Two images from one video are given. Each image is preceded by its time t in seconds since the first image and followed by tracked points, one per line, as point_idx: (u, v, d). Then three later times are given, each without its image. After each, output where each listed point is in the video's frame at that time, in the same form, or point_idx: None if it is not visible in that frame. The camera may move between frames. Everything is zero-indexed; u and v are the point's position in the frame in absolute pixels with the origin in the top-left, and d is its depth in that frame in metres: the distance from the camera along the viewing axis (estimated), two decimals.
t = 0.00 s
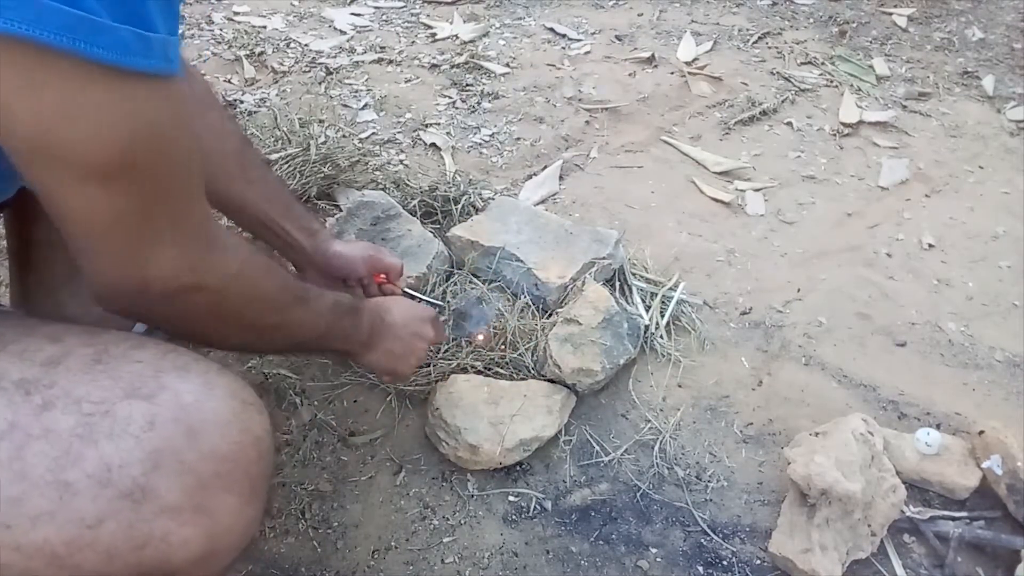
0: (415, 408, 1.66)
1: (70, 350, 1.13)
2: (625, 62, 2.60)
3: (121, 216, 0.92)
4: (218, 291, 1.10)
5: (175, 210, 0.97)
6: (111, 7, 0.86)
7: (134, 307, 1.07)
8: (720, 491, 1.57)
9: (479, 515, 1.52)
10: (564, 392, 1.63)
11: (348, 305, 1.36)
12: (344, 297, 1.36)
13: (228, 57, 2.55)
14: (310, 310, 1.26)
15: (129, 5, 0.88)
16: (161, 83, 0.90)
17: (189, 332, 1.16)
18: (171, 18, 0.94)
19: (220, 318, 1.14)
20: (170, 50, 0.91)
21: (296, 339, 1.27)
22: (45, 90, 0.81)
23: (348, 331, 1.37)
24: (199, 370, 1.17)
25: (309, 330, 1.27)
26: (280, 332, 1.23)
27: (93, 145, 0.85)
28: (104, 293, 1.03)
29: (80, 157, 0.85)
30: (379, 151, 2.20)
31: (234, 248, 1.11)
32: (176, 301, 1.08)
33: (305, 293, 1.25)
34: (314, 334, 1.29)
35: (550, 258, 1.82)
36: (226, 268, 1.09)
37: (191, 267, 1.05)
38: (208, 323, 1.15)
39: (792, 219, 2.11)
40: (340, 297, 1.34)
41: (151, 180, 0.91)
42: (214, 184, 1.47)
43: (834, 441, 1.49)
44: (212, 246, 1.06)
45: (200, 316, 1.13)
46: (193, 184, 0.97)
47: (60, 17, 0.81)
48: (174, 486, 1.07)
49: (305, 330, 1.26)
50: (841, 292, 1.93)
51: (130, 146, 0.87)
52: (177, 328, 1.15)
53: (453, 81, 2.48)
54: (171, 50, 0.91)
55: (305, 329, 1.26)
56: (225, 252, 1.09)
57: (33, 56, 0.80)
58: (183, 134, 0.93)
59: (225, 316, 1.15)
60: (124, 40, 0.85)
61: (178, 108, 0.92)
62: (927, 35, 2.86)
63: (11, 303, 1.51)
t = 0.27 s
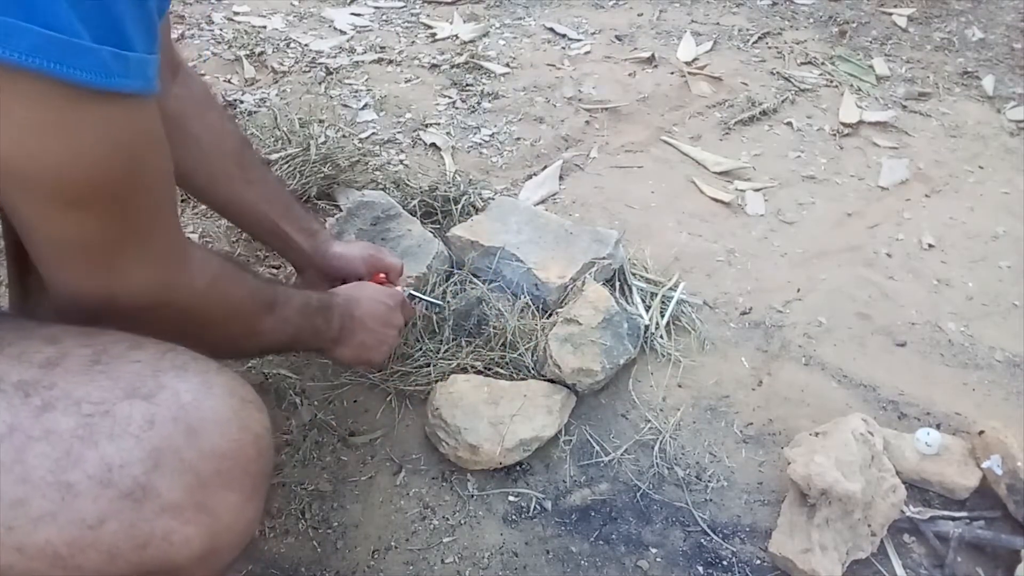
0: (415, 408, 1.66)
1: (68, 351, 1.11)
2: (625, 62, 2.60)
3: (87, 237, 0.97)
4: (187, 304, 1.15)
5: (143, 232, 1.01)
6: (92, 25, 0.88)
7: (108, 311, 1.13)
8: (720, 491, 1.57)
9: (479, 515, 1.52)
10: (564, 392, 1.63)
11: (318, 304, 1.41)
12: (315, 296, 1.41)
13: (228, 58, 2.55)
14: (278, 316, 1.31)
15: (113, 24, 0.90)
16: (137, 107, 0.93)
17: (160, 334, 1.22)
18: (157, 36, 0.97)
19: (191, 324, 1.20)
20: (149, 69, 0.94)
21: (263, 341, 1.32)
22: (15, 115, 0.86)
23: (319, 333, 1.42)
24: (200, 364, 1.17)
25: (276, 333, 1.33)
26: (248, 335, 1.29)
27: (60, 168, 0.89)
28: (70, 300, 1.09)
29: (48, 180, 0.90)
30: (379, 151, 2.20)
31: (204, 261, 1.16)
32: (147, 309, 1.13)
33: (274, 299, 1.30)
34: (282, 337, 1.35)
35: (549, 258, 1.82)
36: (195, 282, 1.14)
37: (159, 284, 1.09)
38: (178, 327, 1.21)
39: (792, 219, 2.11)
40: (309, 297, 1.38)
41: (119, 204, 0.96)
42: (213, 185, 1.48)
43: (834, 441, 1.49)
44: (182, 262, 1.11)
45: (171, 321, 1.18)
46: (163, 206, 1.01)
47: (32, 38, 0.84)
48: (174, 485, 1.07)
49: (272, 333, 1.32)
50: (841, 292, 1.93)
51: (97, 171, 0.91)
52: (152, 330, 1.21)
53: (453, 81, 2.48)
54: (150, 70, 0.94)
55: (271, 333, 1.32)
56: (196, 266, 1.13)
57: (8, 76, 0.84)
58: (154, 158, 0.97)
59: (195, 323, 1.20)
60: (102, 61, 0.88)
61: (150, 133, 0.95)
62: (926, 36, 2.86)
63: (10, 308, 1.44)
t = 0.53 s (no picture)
0: (414, 408, 1.66)
1: (47, 353, 1.12)
2: (625, 62, 2.60)
3: (105, 241, 0.97)
4: (206, 302, 1.15)
5: (158, 233, 1.02)
6: (94, 42, 0.87)
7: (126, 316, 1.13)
8: (720, 491, 1.57)
9: (479, 515, 1.52)
10: (563, 392, 1.63)
11: (331, 285, 1.42)
12: (326, 279, 1.42)
13: (229, 58, 2.55)
14: (293, 302, 1.32)
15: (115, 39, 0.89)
16: (143, 114, 0.93)
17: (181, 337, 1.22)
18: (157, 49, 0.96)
19: (210, 325, 1.20)
20: (153, 80, 0.94)
21: (281, 331, 1.32)
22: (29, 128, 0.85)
23: (331, 316, 1.43)
24: (183, 369, 1.18)
25: (295, 317, 1.33)
26: (267, 327, 1.29)
27: (74, 178, 0.89)
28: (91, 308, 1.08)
29: (69, 190, 0.90)
30: (379, 151, 2.20)
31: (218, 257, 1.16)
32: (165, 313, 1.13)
33: (288, 286, 1.31)
34: (299, 323, 1.35)
35: (550, 258, 1.82)
36: (211, 280, 1.14)
37: (177, 284, 1.09)
38: (196, 330, 1.21)
39: (792, 219, 2.11)
40: (321, 280, 1.40)
41: (133, 207, 0.96)
42: (213, 186, 1.48)
43: (834, 441, 1.49)
44: (197, 261, 1.11)
45: (190, 324, 1.18)
46: (176, 205, 1.02)
47: (40, 58, 0.83)
48: (151, 489, 1.07)
49: (290, 321, 1.32)
50: (841, 292, 1.93)
51: (111, 178, 0.91)
52: (171, 334, 1.21)
53: (453, 81, 2.48)
54: (153, 79, 0.94)
55: (289, 322, 1.32)
56: (210, 264, 1.14)
57: (15, 96, 0.84)
58: (164, 160, 0.97)
59: (214, 322, 1.20)
60: (107, 78, 0.88)
61: (158, 136, 0.95)
62: (927, 36, 2.86)
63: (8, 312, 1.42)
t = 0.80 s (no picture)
0: (414, 407, 1.66)
1: (49, 338, 1.11)
2: (625, 62, 2.60)
3: (114, 250, 0.98)
4: (214, 309, 1.16)
5: (166, 240, 1.02)
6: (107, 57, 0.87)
7: (134, 319, 1.15)
8: (720, 491, 1.57)
9: (479, 515, 1.52)
10: (563, 392, 1.63)
11: (344, 295, 1.43)
12: (338, 290, 1.42)
13: (229, 57, 2.55)
14: (305, 311, 1.32)
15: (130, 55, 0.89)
16: (155, 128, 0.93)
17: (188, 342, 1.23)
18: (170, 56, 0.95)
19: (218, 331, 1.21)
20: (166, 93, 0.94)
21: (292, 340, 1.33)
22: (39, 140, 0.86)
23: (344, 326, 1.44)
24: (184, 351, 1.17)
25: (307, 328, 1.34)
26: (278, 335, 1.29)
27: (83, 189, 0.90)
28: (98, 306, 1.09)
29: (78, 199, 0.91)
30: (379, 151, 2.20)
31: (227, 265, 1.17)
32: (173, 318, 1.15)
33: (301, 296, 1.31)
34: (310, 332, 1.36)
35: (549, 258, 1.82)
36: (220, 288, 1.15)
37: (185, 291, 1.10)
38: (205, 335, 1.22)
39: (792, 219, 2.11)
40: (334, 291, 1.41)
41: (142, 217, 0.97)
42: (213, 186, 1.48)
43: (834, 441, 1.49)
44: (206, 270, 1.12)
45: (198, 329, 1.19)
46: (186, 216, 1.02)
47: (52, 75, 0.83)
48: (151, 471, 1.07)
49: (301, 330, 1.33)
50: (841, 292, 1.93)
51: (119, 189, 0.92)
52: (180, 337, 1.22)
53: (453, 81, 2.48)
54: (167, 92, 0.94)
55: (300, 331, 1.32)
56: (219, 272, 1.14)
57: (27, 114, 0.84)
58: (174, 171, 0.97)
59: (222, 328, 1.21)
60: (119, 94, 0.87)
61: (168, 149, 0.95)
62: (927, 36, 2.86)
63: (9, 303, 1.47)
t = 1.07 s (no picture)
0: (415, 407, 1.66)
1: (44, 333, 1.11)
2: (625, 62, 2.60)
3: (129, 254, 0.99)
4: (228, 310, 1.15)
5: (181, 245, 1.02)
6: (122, 67, 0.87)
7: (150, 318, 1.14)
8: (720, 491, 1.57)
9: (478, 515, 1.52)
10: (563, 392, 1.63)
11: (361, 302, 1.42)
12: (354, 297, 1.41)
13: (229, 57, 2.55)
14: (323, 317, 1.31)
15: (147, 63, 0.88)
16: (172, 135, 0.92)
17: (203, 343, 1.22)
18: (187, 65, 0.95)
19: (232, 333, 1.20)
20: (184, 101, 0.93)
21: (311, 345, 1.32)
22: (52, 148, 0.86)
23: (361, 333, 1.42)
24: (180, 346, 1.16)
25: (324, 334, 1.32)
26: (294, 340, 1.28)
27: (100, 191, 0.90)
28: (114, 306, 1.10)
29: (90, 204, 0.90)
30: (379, 151, 2.20)
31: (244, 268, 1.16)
32: (187, 318, 1.14)
33: (319, 301, 1.30)
34: (328, 338, 1.34)
35: (550, 258, 1.82)
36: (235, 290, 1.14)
37: (199, 292, 1.10)
38: (219, 337, 1.21)
39: (792, 219, 2.11)
40: (351, 298, 1.39)
41: (159, 219, 0.96)
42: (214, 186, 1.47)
43: (834, 441, 1.49)
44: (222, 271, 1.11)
45: (212, 330, 1.19)
46: (203, 222, 1.02)
47: (64, 85, 0.83)
48: (144, 466, 1.07)
49: (319, 336, 1.31)
50: (841, 292, 1.93)
51: (137, 191, 0.92)
52: (194, 337, 1.21)
53: (453, 81, 2.48)
54: (184, 100, 0.93)
55: (317, 337, 1.31)
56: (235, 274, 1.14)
57: (42, 121, 0.84)
58: (192, 175, 0.97)
59: (237, 330, 1.20)
60: (131, 102, 0.87)
61: (186, 154, 0.95)
62: (927, 35, 2.86)
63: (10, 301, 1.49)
